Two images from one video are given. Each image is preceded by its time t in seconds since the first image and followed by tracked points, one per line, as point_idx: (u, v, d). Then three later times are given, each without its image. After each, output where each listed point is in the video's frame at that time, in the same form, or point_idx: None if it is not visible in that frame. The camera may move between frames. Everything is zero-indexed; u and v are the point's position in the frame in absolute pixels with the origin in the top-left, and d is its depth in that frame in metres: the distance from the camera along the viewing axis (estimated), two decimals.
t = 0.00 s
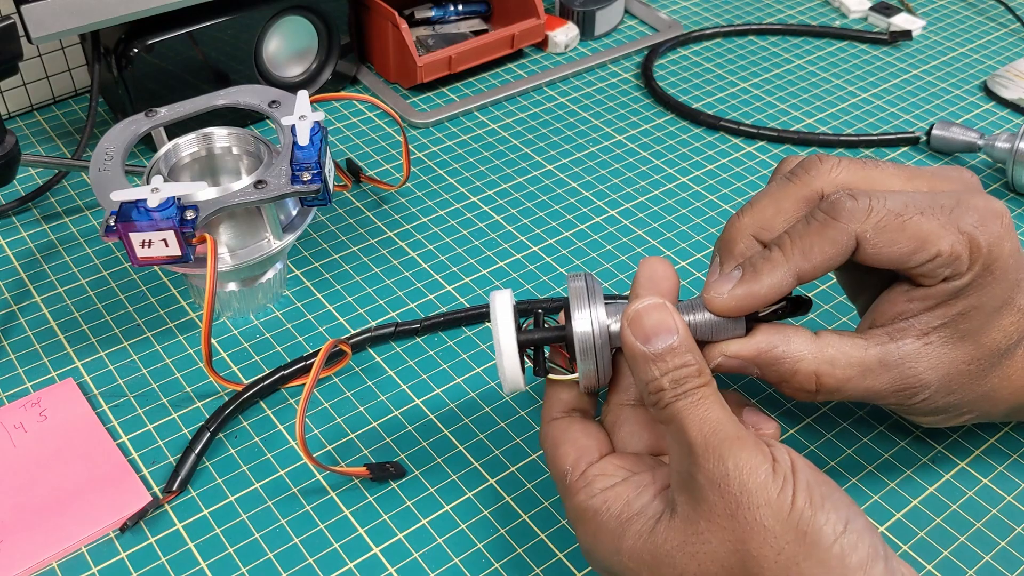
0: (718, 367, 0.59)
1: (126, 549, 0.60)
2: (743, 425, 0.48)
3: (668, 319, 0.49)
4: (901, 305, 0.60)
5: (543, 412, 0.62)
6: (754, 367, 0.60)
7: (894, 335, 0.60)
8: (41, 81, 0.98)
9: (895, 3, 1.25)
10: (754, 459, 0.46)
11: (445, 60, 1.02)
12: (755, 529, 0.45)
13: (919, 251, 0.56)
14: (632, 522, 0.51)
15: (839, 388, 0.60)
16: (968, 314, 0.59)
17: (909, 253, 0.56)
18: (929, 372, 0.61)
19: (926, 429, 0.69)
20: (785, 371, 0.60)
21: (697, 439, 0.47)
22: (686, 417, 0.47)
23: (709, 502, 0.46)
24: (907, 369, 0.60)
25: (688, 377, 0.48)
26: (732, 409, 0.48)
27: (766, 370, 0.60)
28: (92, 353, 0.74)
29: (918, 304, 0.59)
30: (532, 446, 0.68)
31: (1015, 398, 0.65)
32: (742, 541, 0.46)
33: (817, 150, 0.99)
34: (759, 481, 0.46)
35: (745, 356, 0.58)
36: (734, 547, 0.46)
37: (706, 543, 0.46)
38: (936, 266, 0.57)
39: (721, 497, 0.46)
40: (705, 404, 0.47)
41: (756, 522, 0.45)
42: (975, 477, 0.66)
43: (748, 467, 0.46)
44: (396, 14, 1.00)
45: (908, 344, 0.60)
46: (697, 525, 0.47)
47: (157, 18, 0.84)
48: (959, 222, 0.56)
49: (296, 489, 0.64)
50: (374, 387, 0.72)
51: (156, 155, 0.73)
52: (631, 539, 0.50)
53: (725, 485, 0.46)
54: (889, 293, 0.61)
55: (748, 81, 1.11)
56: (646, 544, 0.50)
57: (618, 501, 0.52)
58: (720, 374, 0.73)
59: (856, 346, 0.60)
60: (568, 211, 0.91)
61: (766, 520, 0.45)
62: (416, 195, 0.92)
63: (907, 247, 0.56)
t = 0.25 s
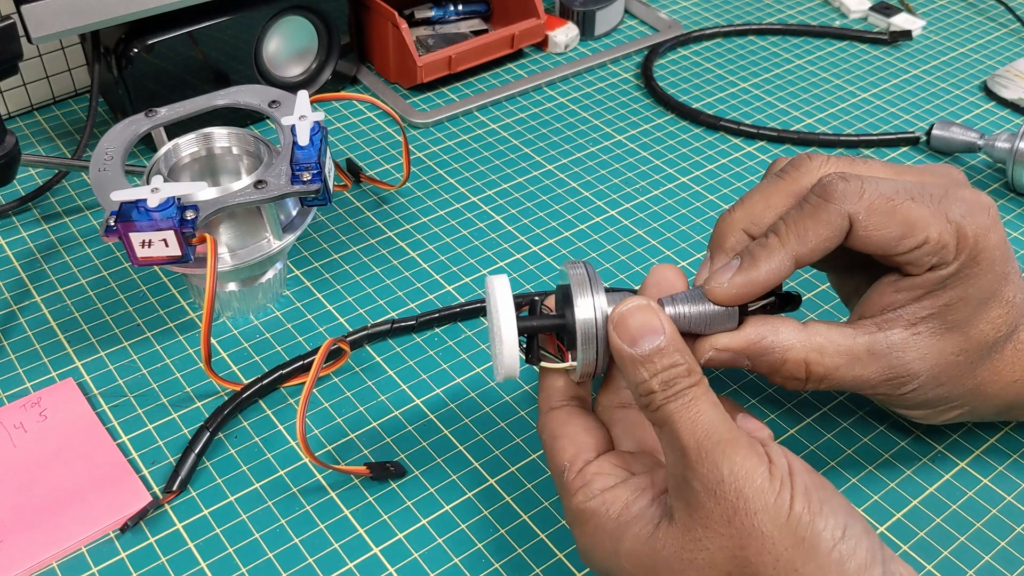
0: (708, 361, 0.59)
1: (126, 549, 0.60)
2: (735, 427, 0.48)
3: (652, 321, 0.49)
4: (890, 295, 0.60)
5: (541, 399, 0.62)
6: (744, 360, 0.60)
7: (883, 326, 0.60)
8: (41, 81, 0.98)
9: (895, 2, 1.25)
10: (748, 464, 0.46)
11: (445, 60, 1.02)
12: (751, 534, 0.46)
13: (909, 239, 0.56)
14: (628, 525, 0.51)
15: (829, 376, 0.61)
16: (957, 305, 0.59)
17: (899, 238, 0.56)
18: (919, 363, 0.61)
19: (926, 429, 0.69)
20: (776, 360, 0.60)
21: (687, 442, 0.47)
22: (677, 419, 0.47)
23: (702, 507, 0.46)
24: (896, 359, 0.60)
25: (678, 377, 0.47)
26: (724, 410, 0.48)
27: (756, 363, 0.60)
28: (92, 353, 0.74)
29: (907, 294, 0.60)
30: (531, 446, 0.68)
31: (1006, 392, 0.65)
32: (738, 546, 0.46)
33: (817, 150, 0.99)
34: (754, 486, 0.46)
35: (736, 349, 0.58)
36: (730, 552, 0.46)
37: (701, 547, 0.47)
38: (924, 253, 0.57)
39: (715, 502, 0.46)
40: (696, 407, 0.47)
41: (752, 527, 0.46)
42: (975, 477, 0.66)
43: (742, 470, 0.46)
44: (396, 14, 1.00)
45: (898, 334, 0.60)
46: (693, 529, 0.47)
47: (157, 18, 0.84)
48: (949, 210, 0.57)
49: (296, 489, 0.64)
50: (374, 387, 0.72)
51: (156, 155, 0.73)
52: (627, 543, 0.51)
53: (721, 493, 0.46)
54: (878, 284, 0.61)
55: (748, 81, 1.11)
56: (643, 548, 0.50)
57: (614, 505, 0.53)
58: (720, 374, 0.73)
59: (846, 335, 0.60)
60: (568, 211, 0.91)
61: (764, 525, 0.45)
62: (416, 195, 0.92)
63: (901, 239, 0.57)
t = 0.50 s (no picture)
0: (702, 349, 0.61)
1: (126, 549, 0.60)
2: (724, 437, 0.47)
3: (616, 327, 0.47)
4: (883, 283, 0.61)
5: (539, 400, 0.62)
6: (738, 347, 0.61)
7: (875, 316, 0.61)
8: (41, 80, 0.98)
9: (895, 2, 1.25)
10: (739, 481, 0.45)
11: (445, 60, 1.02)
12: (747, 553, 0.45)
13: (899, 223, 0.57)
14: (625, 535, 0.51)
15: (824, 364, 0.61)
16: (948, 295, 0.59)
17: (888, 223, 0.57)
18: (910, 351, 0.61)
19: (926, 429, 0.69)
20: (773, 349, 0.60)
21: (674, 461, 0.46)
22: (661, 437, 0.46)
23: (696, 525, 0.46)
24: (890, 348, 0.61)
25: (653, 390, 0.46)
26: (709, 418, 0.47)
27: (750, 350, 0.61)
28: (92, 354, 0.74)
29: (898, 283, 0.60)
30: (531, 446, 0.68)
31: (1001, 385, 0.65)
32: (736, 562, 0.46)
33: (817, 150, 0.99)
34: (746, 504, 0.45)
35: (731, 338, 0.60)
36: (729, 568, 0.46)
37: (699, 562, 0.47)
38: (912, 239, 0.57)
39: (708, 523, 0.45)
40: (678, 422, 0.46)
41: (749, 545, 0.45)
42: (975, 477, 0.66)
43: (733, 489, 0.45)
44: (396, 14, 1.00)
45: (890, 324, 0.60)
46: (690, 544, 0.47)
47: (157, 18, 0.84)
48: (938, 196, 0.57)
49: (296, 489, 0.64)
50: (374, 387, 0.72)
51: (156, 155, 0.73)
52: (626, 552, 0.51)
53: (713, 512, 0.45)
54: (870, 276, 0.62)
55: (748, 81, 1.11)
56: (642, 558, 0.50)
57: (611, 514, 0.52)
58: (720, 374, 0.74)
59: (839, 324, 0.60)
60: (568, 211, 0.91)
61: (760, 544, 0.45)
62: (416, 195, 0.92)
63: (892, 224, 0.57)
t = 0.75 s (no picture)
0: (700, 338, 0.59)
1: (126, 549, 0.60)
2: (735, 429, 0.47)
3: (640, 311, 0.47)
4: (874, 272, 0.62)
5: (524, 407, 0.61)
6: (735, 337, 0.60)
7: (870, 303, 0.62)
8: (41, 81, 0.98)
9: (895, 2, 1.25)
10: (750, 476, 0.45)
11: (445, 60, 1.02)
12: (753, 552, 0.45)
13: (883, 204, 0.60)
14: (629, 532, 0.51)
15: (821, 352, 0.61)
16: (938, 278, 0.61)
17: (872, 206, 0.60)
18: (905, 335, 0.62)
19: (926, 429, 0.69)
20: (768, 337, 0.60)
21: (686, 450, 0.46)
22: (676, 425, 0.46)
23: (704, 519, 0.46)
24: (886, 333, 0.62)
25: (670, 376, 0.46)
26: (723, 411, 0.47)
27: (747, 338, 0.60)
28: (92, 354, 0.74)
29: (889, 270, 0.62)
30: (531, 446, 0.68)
31: (995, 373, 0.65)
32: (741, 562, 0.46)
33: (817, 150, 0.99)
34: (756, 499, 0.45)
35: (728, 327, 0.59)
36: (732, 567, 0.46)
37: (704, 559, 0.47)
38: (898, 221, 0.60)
39: (716, 517, 0.45)
40: (693, 411, 0.46)
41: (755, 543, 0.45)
42: (975, 477, 0.66)
43: (744, 483, 0.45)
44: (396, 15, 1.00)
45: (884, 310, 0.61)
46: (695, 540, 0.47)
47: (157, 18, 0.84)
48: (919, 182, 0.61)
49: (296, 489, 0.64)
50: (374, 387, 0.72)
51: (156, 155, 0.73)
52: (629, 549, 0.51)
53: (721, 505, 0.45)
54: (862, 267, 0.64)
55: (748, 81, 1.11)
56: (646, 555, 0.50)
57: (615, 510, 0.52)
58: (720, 374, 0.74)
59: (835, 312, 0.61)
60: (568, 211, 0.91)
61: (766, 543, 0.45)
62: (416, 195, 0.92)
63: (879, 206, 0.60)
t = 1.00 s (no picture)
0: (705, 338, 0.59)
1: (126, 549, 0.60)
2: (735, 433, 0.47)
3: (638, 308, 0.47)
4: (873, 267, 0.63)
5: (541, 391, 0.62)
6: (740, 334, 0.60)
7: (872, 297, 0.62)
8: (41, 81, 0.98)
9: (895, 2, 1.25)
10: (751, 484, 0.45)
11: (445, 60, 1.02)
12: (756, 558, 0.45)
13: (878, 199, 0.62)
14: (631, 530, 0.51)
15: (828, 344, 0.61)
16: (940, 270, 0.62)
17: (867, 203, 0.62)
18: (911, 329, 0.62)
19: (926, 429, 0.69)
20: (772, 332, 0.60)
21: (688, 456, 0.46)
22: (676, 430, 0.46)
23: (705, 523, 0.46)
24: (890, 327, 0.62)
25: (667, 375, 0.46)
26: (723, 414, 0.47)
27: (753, 335, 0.60)
28: (92, 353, 0.74)
29: (889, 264, 0.63)
30: (531, 446, 0.68)
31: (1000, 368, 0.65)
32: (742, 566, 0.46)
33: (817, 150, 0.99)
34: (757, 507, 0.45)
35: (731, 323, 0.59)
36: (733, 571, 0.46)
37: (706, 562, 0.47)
38: (895, 215, 0.62)
39: (718, 524, 0.45)
40: (692, 416, 0.46)
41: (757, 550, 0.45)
42: (975, 477, 0.66)
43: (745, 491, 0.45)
44: (396, 14, 1.00)
45: (887, 303, 0.62)
46: (697, 543, 0.47)
47: (157, 17, 0.84)
48: (911, 177, 0.62)
49: (296, 489, 0.64)
50: (374, 387, 0.72)
51: (156, 155, 0.73)
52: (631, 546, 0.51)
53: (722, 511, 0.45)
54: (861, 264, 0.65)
55: (748, 81, 1.11)
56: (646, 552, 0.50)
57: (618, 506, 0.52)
58: (720, 374, 0.74)
59: (838, 306, 0.61)
60: (568, 211, 0.91)
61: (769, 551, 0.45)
62: (416, 195, 0.92)
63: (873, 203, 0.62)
